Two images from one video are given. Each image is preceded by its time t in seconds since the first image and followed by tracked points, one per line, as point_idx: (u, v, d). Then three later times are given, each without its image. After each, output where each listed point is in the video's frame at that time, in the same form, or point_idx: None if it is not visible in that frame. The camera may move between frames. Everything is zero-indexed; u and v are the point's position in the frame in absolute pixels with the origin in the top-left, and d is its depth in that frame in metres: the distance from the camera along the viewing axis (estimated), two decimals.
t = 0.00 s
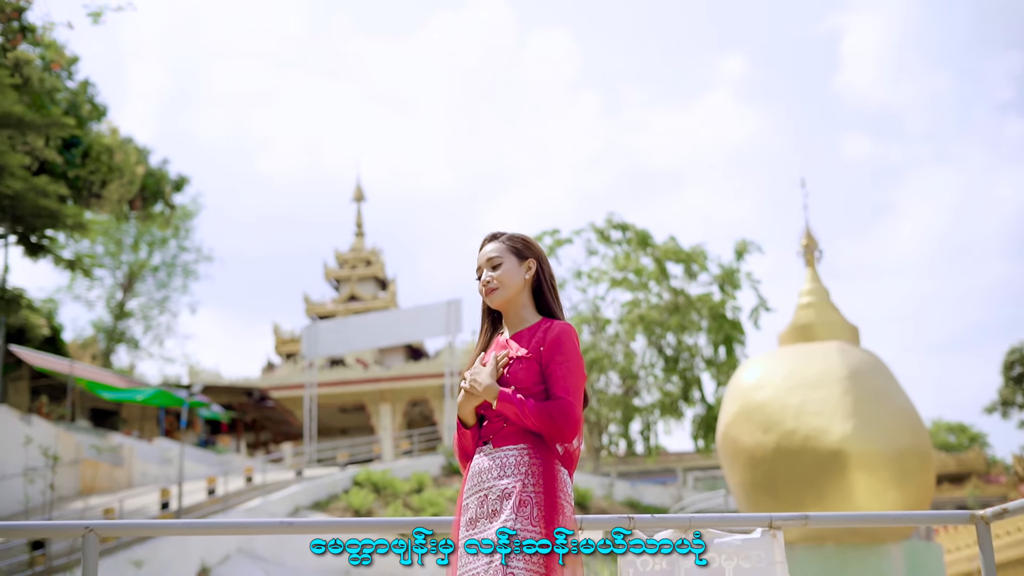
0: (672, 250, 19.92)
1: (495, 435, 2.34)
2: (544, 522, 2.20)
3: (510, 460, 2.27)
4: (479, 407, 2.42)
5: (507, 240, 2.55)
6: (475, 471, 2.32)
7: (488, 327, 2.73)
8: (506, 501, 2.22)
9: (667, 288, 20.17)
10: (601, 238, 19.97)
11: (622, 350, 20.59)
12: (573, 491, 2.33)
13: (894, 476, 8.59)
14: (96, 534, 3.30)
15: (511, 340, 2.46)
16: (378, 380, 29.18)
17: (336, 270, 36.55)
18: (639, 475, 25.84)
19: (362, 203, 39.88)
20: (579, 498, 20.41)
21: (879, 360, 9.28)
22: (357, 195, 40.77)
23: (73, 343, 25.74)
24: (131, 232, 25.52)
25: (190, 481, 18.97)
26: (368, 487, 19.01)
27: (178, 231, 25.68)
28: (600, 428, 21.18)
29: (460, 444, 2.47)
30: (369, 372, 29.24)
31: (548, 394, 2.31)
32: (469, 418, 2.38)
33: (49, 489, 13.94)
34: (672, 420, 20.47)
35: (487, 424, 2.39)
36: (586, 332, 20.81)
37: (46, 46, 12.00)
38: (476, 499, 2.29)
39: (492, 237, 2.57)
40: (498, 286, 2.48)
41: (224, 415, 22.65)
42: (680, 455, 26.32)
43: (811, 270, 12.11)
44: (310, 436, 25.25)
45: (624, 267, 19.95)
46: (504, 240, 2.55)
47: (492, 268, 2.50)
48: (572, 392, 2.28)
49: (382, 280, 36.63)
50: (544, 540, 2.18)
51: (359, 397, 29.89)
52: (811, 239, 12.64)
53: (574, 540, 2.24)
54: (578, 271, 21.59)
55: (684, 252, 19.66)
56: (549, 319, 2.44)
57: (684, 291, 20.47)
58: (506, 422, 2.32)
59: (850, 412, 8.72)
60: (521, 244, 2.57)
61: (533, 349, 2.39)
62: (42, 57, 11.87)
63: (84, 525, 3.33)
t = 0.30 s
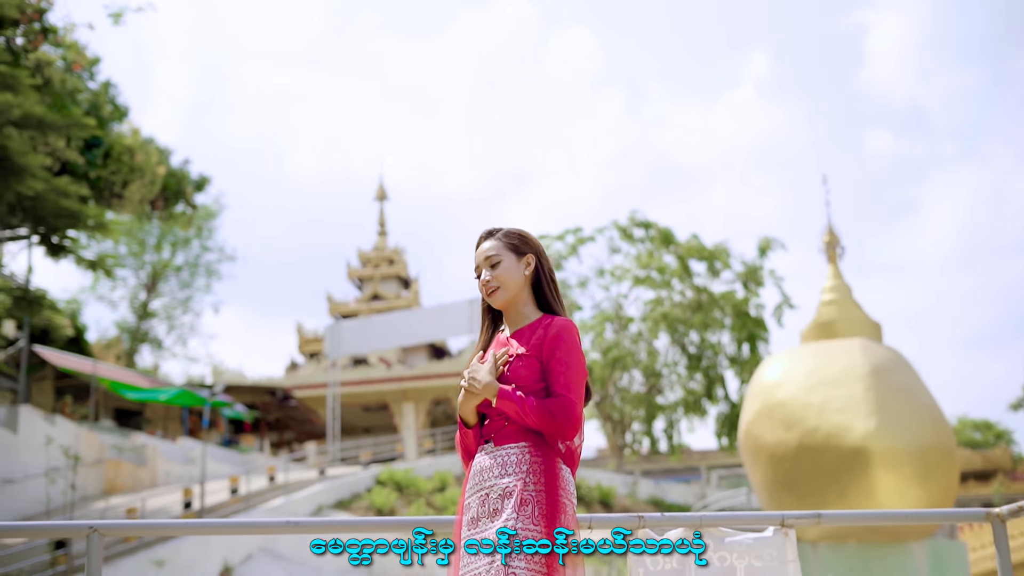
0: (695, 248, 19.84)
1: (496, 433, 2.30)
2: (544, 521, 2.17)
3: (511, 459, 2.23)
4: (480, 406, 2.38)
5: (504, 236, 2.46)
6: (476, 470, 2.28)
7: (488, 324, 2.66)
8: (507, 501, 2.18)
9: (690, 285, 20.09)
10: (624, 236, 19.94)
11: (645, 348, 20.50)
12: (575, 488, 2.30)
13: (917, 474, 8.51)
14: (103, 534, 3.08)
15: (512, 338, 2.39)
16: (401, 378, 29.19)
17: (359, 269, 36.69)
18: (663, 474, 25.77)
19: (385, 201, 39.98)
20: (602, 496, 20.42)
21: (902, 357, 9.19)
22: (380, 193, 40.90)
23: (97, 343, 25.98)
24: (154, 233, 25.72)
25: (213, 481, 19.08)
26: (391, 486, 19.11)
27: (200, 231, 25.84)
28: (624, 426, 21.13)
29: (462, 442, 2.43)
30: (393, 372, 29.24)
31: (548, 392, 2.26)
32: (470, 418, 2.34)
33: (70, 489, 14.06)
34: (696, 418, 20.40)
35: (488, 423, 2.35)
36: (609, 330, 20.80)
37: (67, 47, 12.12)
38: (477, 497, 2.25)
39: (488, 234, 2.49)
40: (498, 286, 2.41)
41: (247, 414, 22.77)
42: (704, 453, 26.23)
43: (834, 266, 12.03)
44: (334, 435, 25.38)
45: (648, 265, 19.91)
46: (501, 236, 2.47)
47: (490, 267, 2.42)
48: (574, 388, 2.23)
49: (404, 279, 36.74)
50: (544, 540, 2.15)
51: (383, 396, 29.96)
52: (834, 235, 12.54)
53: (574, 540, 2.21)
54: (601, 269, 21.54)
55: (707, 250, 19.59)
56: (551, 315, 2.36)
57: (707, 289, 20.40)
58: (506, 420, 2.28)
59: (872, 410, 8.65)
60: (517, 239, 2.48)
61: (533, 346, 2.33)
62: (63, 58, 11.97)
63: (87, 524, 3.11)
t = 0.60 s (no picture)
0: (722, 245, 19.75)
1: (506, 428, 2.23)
2: (551, 519, 2.09)
3: (520, 455, 2.16)
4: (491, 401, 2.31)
5: (514, 229, 2.43)
6: (485, 466, 2.21)
7: (496, 320, 2.61)
8: (517, 497, 2.11)
9: (717, 283, 20.00)
10: (650, 234, 19.90)
11: (671, 346, 20.42)
12: (586, 487, 2.22)
13: (945, 471, 8.42)
14: (112, 533, 2.78)
15: (521, 333, 2.34)
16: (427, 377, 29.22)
17: (385, 269, 36.82)
18: (691, 472, 25.70)
19: (411, 200, 40.06)
20: (629, 494, 20.39)
21: (929, 353, 9.09)
22: (405, 192, 41.04)
23: (125, 343, 26.24)
24: (180, 233, 25.95)
25: (239, 480, 19.18)
26: (417, 485, 19.16)
27: (226, 231, 26.05)
28: (650, 424, 21.06)
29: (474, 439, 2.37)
30: (420, 370, 29.15)
31: (559, 387, 2.19)
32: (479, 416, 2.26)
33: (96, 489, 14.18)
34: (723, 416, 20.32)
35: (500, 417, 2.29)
36: (636, 328, 20.75)
37: (92, 48, 12.28)
38: (486, 492, 2.19)
39: (498, 227, 2.46)
40: (506, 279, 2.37)
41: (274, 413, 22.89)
42: (731, 451, 26.11)
43: (860, 263, 11.92)
44: (361, 434, 25.53)
45: (674, 263, 19.84)
46: (511, 229, 2.43)
47: (498, 259, 2.38)
48: (584, 384, 2.14)
49: (430, 277, 36.86)
50: (544, 539, 2.06)
51: (409, 395, 30.01)
52: (860, 231, 12.43)
53: (576, 541, 2.11)
54: (627, 267, 21.49)
55: (733, 248, 19.50)
56: (561, 309, 2.31)
57: (734, 287, 20.32)
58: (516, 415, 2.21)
59: (899, 406, 8.57)
60: (528, 233, 2.44)
61: (542, 340, 2.26)
62: (88, 58, 12.10)
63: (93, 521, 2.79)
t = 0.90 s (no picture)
0: (750, 243, 19.64)
1: (518, 423, 2.22)
2: (557, 517, 2.08)
3: (531, 450, 2.15)
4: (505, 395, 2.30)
5: (531, 220, 2.42)
6: (496, 461, 2.21)
7: (510, 313, 2.60)
8: (529, 493, 2.11)
9: (745, 280, 19.88)
10: (677, 231, 19.83)
11: (700, 344, 20.32)
12: (596, 485, 2.20)
13: (974, 468, 8.32)
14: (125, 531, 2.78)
15: (535, 325, 2.33)
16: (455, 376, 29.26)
17: (413, 268, 36.95)
18: (720, 470, 25.59)
19: (438, 199, 40.15)
20: (658, 492, 20.37)
21: (958, 349, 8.99)
22: (432, 191, 41.16)
23: (154, 343, 26.51)
24: (208, 233, 26.16)
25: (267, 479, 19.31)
26: (445, 484, 19.21)
27: (254, 231, 26.24)
28: (678, 422, 20.97)
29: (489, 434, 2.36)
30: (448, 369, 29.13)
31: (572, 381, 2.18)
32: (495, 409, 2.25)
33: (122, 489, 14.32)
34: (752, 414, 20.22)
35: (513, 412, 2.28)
36: (664, 326, 20.68)
37: (118, 50, 12.44)
38: (497, 488, 2.18)
39: (514, 218, 2.46)
40: (518, 268, 2.36)
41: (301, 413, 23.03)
42: (761, 449, 25.97)
43: (888, 259, 11.80)
44: (389, 433, 25.65)
45: (702, 260, 19.76)
46: (528, 220, 2.43)
47: (512, 248, 2.38)
48: (595, 379, 2.12)
49: (457, 276, 36.94)
50: (544, 539, 2.05)
51: (437, 394, 30.08)
52: (887, 227, 12.30)
53: (577, 541, 2.08)
54: (654, 264, 21.43)
55: (761, 245, 19.39)
56: (575, 302, 2.29)
57: (763, 284, 20.19)
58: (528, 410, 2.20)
59: (928, 403, 8.47)
60: (545, 225, 2.43)
61: (556, 332, 2.25)
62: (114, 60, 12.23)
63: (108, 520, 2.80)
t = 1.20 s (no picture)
0: (776, 240, 19.53)
1: (529, 421, 2.22)
2: (562, 517, 2.07)
3: (540, 448, 2.15)
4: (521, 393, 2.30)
5: (545, 216, 2.42)
6: (507, 459, 2.21)
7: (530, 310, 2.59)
8: (535, 491, 2.10)
9: (771, 278, 19.76)
10: (703, 229, 19.75)
11: (726, 342, 20.22)
12: (606, 482, 2.18)
13: (1002, 465, 8.21)
14: (134, 532, 2.76)
15: (551, 323, 2.33)
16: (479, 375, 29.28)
17: (438, 268, 37.03)
18: (746, 468, 25.45)
19: (463, 199, 40.23)
20: (684, 491, 20.31)
21: (985, 346, 8.88)
22: (457, 190, 41.25)
23: (181, 344, 26.74)
24: (234, 234, 26.35)
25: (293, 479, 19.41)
26: (470, 483, 19.24)
27: (279, 232, 26.41)
28: (705, 420, 20.87)
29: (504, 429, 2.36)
30: (473, 368, 29.11)
31: (579, 375, 2.17)
32: (509, 409, 2.26)
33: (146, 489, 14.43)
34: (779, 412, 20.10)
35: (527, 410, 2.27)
36: (689, 324, 20.60)
37: (143, 51, 12.55)
38: (506, 486, 2.18)
39: (529, 215, 2.46)
40: (533, 265, 2.35)
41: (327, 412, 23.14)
42: (788, 447, 25.81)
43: (913, 255, 11.67)
44: (414, 432, 25.71)
45: (727, 258, 19.66)
46: (542, 216, 2.43)
47: (528, 245, 2.38)
48: (602, 372, 2.10)
49: (482, 276, 36.97)
50: (544, 540, 2.05)
51: (462, 393, 30.12)
52: (913, 223, 12.17)
53: (577, 541, 2.06)
54: (680, 263, 21.37)
55: (787, 242, 19.26)
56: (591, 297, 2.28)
57: (789, 281, 20.06)
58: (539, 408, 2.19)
59: (954, 400, 8.38)
60: (560, 220, 2.42)
61: (569, 329, 2.25)
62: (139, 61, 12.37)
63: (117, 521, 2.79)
